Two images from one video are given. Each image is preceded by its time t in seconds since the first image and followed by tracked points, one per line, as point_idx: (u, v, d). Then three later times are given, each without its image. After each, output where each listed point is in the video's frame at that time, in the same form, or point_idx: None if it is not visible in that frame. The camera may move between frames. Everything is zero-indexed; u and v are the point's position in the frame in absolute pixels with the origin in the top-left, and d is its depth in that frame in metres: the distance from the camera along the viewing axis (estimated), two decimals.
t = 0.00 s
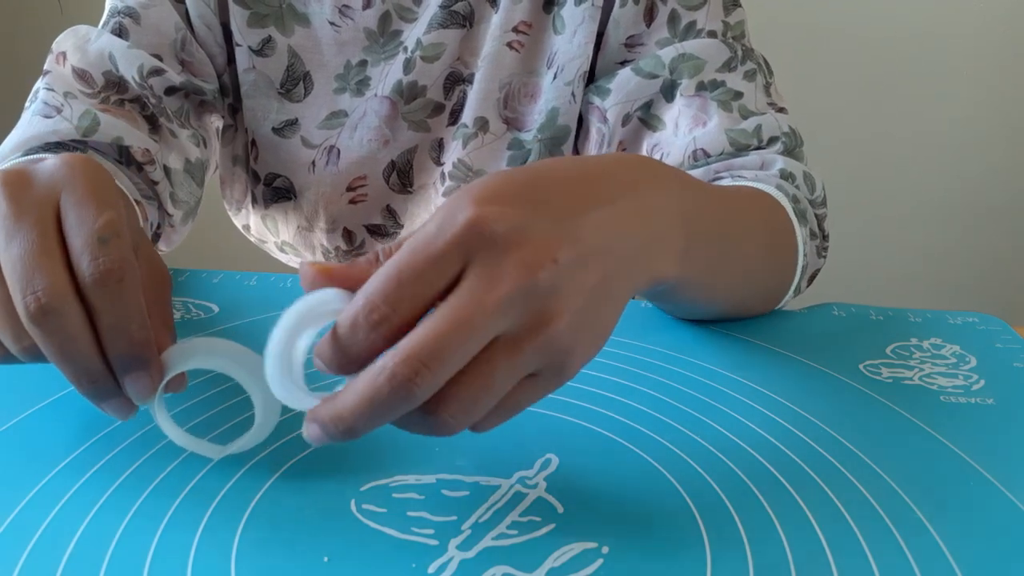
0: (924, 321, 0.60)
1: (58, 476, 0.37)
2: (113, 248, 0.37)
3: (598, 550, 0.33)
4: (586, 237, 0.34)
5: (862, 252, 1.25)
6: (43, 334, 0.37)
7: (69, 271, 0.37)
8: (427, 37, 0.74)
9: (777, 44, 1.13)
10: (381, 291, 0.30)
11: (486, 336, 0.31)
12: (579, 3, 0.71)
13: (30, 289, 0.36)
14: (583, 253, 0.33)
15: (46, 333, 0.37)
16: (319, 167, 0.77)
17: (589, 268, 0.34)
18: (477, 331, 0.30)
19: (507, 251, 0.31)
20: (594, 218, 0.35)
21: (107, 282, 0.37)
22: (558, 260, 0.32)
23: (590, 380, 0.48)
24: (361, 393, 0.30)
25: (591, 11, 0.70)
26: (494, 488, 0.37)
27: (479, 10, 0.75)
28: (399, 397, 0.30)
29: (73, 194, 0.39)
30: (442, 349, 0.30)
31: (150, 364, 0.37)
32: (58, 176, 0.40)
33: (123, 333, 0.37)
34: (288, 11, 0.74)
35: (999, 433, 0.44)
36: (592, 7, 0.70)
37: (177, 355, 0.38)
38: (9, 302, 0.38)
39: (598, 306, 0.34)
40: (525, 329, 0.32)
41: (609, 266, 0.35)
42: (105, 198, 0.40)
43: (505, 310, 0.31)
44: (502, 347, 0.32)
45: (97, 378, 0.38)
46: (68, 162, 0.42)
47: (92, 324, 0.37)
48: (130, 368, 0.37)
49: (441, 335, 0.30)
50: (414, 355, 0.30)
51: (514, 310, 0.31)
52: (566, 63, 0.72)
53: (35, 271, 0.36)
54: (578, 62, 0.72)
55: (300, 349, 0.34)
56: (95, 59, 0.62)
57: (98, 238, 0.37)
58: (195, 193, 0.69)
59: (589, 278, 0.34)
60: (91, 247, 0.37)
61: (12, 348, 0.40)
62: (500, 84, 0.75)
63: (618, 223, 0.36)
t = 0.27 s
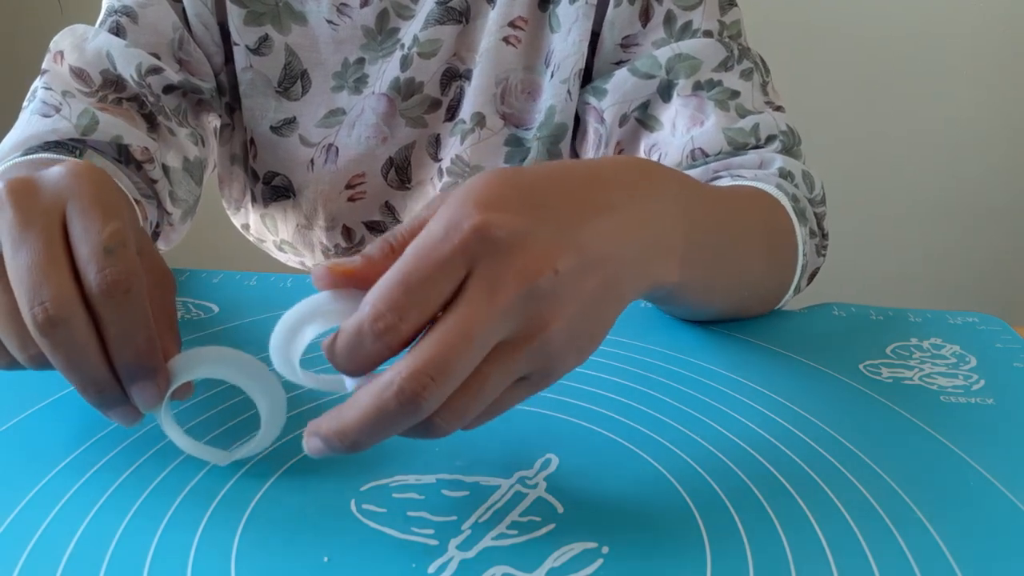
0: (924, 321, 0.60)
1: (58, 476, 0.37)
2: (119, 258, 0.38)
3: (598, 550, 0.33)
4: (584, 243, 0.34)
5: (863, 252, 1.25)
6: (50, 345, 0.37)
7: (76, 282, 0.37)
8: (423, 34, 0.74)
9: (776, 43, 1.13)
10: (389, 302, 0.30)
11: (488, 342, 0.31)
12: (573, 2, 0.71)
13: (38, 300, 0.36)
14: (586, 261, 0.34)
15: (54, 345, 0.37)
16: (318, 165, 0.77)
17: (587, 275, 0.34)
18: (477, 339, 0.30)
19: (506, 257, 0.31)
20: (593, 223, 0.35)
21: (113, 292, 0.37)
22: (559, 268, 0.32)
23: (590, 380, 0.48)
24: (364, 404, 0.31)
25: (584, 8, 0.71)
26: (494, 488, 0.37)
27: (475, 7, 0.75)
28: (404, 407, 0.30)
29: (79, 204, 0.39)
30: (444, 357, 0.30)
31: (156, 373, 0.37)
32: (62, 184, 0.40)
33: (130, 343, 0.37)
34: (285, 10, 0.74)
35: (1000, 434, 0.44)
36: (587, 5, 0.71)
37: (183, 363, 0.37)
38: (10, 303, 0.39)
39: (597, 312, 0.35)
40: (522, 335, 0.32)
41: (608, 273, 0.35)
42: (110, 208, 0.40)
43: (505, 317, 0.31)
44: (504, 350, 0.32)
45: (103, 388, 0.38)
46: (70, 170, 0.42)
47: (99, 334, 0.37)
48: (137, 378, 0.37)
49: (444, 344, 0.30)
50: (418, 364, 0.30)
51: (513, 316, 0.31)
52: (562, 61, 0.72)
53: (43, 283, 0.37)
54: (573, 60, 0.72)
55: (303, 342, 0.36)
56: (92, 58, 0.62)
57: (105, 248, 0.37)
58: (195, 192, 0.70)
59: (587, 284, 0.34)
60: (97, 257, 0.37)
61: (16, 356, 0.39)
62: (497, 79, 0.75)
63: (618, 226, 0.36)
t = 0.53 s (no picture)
0: (924, 321, 0.60)
1: (59, 477, 0.37)
2: (108, 261, 0.38)
3: (598, 550, 0.33)
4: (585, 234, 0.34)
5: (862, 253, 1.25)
6: (38, 347, 0.37)
7: (64, 284, 0.37)
8: (444, 34, 0.75)
9: (779, 43, 1.13)
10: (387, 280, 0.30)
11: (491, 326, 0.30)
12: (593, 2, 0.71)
13: (26, 302, 0.36)
14: (585, 250, 0.34)
15: (41, 347, 0.37)
16: (335, 165, 0.76)
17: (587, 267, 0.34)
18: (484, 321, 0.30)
19: (514, 241, 0.31)
20: (592, 215, 0.35)
21: (102, 294, 0.37)
22: (563, 254, 0.32)
23: (589, 380, 0.49)
24: (357, 377, 0.30)
25: (604, 8, 0.71)
26: (494, 488, 0.37)
27: (495, 7, 0.75)
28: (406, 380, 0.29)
29: (70, 207, 0.40)
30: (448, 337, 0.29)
31: (143, 377, 0.37)
32: (54, 188, 0.41)
33: (118, 346, 0.37)
34: (305, 11, 0.74)
35: (999, 434, 0.44)
36: (606, 5, 0.71)
37: (173, 368, 0.38)
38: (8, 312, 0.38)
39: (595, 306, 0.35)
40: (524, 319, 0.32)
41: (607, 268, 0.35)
42: (101, 212, 0.41)
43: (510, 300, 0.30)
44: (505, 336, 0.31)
45: (90, 391, 0.38)
46: (60, 174, 0.42)
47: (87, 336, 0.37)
48: (125, 382, 0.37)
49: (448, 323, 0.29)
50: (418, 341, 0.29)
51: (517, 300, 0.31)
52: (580, 61, 0.73)
53: (31, 285, 0.36)
54: (593, 60, 0.72)
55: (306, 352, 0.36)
56: (100, 61, 0.62)
57: (95, 251, 0.38)
58: (200, 197, 0.69)
59: (588, 276, 0.34)
60: (87, 260, 0.37)
61: (4, 358, 0.39)
62: (516, 80, 0.75)
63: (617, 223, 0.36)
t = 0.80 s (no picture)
0: (924, 321, 0.60)
1: (58, 477, 0.37)
2: (89, 246, 0.38)
3: (598, 550, 0.33)
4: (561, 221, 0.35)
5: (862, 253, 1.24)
6: (25, 351, 0.37)
7: (48, 279, 0.38)
8: (446, 39, 0.75)
9: (779, 43, 1.13)
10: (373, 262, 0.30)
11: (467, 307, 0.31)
12: (596, 5, 0.71)
13: (10, 305, 0.37)
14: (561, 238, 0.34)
15: (27, 346, 0.37)
16: (336, 169, 0.76)
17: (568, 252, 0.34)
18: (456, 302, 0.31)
19: (487, 227, 0.32)
20: (569, 206, 0.36)
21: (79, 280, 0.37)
22: (538, 236, 0.33)
23: (589, 380, 0.48)
24: (334, 367, 0.30)
25: (608, 11, 0.71)
26: (494, 488, 0.37)
27: (497, 11, 0.75)
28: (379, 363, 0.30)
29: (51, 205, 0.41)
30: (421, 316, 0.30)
31: (130, 363, 0.37)
32: (34, 192, 0.42)
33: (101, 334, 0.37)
34: (306, 14, 0.74)
35: (1000, 433, 0.44)
36: (609, 8, 0.71)
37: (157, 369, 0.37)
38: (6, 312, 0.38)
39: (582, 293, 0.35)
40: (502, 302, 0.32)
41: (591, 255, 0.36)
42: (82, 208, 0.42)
43: (482, 280, 0.31)
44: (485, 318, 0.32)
45: (74, 394, 0.36)
46: (38, 180, 0.44)
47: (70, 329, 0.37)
48: (111, 368, 0.36)
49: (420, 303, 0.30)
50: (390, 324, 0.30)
51: (490, 281, 0.32)
52: (583, 63, 0.73)
53: (15, 286, 0.37)
54: (595, 63, 0.72)
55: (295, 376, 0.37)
56: (101, 61, 0.62)
57: (76, 238, 0.38)
58: (200, 196, 0.69)
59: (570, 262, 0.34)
60: (69, 247, 0.38)
61: None
62: (516, 87, 0.75)
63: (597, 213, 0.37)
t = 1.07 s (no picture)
0: (924, 321, 0.60)
1: (58, 477, 0.37)
2: (106, 255, 0.38)
3: (598, 550, 0.33)
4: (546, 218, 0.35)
5: (863, 253, 1.24)
6: (38, 349, 0.36)
7: (62, 282, 0.37)
8: (438, 42, 0.74)
9: (778, 44, 1.13)
10: (350, 276, 0.32)
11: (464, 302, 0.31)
12: (589, 8, 0.71)
13: (28, 306, 0.36)
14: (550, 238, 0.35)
15: (42, 350, 0.36)
16: (327, 172, 0.76)
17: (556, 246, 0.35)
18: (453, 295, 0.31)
19: (469, 225, 0.33)
20: (553, 206, 0.36)
21: (97, 289, 0.36)
22: (525, 230, 0.34)
23: (590, 380, 0.48)
24: (346, 386, 0.31)
25: (601, 15, 0.71)
26: (494, 488, 0.37)
27: (490, 15, 0.75)
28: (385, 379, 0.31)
29: (66, 206, 0.40)
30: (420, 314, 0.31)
31: (144, 367, 0.38)
32: (49, 189, 0.41)
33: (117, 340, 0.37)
34: (298, 16, 0.74)
35: (1000, 434, 0.43)
36: (602, 11, 0.71)
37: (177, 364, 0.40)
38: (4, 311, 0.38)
39: (579, 289, 0.35)
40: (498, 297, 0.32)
41: (583, 252, 0.36)
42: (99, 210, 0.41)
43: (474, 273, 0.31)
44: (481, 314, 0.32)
45: (92, 394, 0.36)
46: (56, 176, 0.42)
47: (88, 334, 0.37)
48: (127, 369, 0.38)
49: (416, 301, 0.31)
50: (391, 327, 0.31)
51: (483, 274, 0.32)
52: (576, 66, 0.72)
53: (32, 287, 0.36)
54: (588, 67, 0.72)
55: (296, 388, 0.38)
56: (97, 61, 0.62)
57: (93, 246, 0.38)
58: (199, 196, 0.69)
59: (561, 258, 0.34)
60: (85, 255, 0.37)
61: (5, 362, 0.39)
62: (508, 91, 0.75)
63: (584, 213, 0.37)
